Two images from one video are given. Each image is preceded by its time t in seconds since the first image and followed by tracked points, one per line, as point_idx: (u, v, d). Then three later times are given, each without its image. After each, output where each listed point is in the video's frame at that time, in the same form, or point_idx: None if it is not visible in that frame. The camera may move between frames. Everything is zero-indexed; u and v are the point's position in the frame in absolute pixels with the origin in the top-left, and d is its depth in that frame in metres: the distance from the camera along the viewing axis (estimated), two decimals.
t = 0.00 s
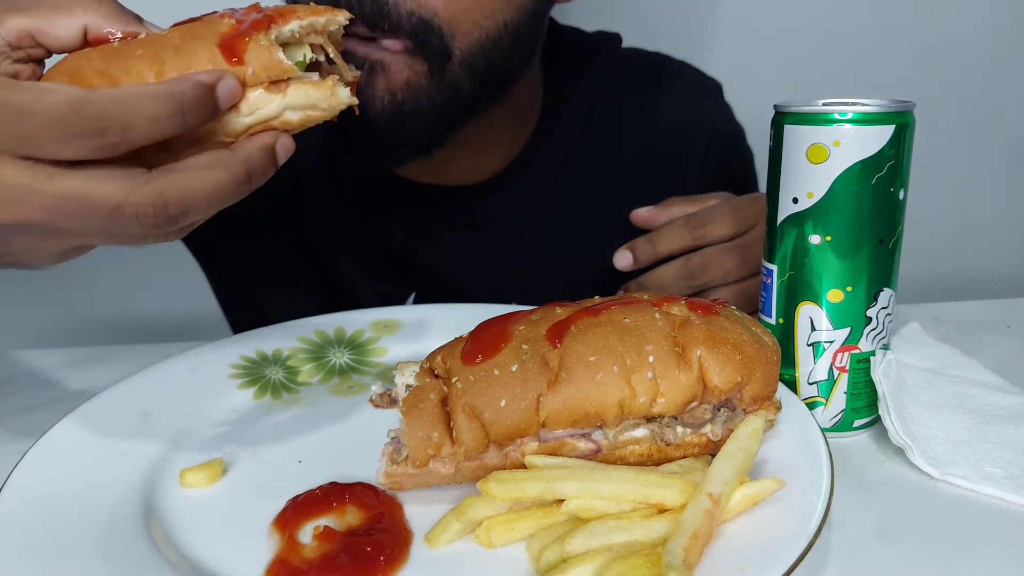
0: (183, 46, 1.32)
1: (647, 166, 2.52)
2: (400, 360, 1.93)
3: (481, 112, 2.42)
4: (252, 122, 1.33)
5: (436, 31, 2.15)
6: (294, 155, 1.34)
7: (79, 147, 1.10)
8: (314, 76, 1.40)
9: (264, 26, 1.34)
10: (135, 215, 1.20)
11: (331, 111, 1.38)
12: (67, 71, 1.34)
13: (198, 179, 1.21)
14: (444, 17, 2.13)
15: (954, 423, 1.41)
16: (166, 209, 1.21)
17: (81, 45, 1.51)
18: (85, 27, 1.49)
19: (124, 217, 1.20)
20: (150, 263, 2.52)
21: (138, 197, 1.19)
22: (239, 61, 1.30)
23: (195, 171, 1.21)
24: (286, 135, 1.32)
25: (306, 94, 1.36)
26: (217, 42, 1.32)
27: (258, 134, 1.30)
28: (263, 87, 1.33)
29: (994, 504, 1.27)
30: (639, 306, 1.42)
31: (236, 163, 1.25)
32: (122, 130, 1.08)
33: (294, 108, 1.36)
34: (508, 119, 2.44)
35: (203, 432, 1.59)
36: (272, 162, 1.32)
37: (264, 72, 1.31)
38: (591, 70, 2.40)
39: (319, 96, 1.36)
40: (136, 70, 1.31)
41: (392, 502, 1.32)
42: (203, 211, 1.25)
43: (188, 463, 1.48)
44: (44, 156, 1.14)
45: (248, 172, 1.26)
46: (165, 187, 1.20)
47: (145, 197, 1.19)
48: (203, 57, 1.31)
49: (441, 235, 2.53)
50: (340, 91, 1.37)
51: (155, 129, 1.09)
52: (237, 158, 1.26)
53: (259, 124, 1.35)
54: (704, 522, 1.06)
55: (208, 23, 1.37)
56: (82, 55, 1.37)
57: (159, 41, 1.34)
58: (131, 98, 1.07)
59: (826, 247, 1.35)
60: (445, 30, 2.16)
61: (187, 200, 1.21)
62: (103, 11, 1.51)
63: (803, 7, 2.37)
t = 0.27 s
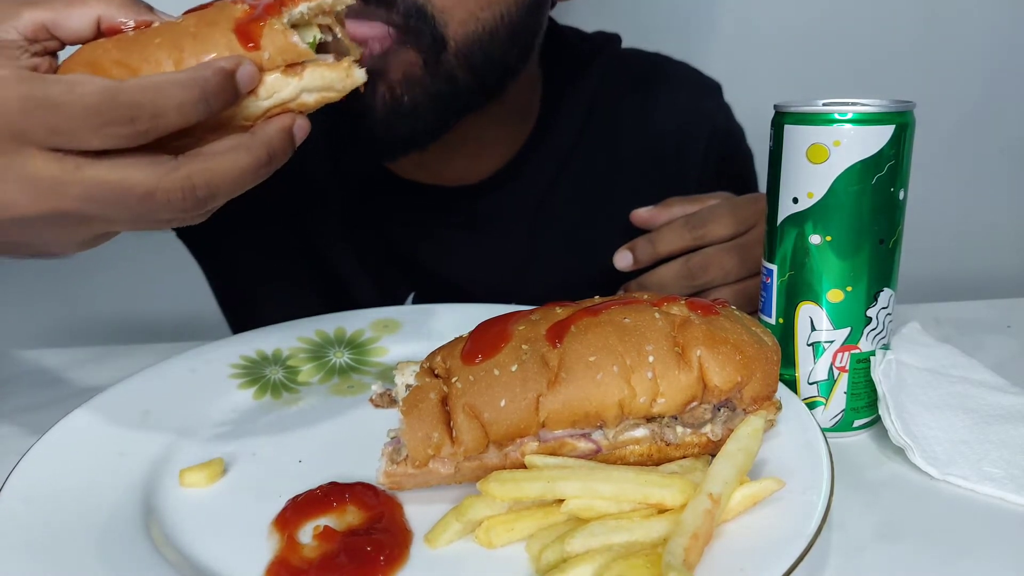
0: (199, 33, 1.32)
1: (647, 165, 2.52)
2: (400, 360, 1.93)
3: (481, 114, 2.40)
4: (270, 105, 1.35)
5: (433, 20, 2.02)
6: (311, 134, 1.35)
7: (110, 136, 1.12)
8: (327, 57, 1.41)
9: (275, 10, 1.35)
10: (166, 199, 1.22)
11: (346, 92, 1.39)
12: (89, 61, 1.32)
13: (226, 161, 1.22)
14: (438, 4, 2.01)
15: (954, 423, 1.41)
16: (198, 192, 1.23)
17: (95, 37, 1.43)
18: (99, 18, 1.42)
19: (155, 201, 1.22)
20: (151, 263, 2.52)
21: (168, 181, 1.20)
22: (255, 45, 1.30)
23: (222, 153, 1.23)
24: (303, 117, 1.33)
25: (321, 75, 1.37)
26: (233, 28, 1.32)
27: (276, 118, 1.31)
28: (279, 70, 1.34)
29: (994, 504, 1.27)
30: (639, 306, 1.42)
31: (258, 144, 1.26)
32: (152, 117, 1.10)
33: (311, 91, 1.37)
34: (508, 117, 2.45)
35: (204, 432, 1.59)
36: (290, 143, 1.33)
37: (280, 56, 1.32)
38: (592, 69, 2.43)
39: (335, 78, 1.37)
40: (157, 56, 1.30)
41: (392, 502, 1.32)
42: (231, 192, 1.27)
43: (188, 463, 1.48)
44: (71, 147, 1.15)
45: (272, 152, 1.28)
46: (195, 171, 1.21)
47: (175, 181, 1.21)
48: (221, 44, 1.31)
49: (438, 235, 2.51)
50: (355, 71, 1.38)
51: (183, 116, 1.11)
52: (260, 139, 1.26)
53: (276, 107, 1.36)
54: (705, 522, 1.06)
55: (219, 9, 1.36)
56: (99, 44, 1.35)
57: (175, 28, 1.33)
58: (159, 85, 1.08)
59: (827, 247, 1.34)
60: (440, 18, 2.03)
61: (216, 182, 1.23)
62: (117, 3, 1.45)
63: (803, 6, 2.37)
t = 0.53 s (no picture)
0: (266, 47, 1.39)
1: (647, 166, 2.52)
2: (400, 360, 1.93)
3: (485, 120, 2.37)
4: (331, 108, 1.46)
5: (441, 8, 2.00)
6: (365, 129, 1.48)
7: (213, 147, 1.26)
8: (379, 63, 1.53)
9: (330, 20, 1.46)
10: (258, 198, 1.39)
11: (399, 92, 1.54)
12: (161, 73, 1.36)
13: (305, 159, 1.39)
14: None
15: (954, 423, 1.41)
16: (284, 189, 1.40)
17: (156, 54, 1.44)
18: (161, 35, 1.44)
19: (249, 201, 1.38)
20: (151, 263, 2.52)
21: (261, 181, 1.36)
22: (318, 57, 1.41)
23: (301, 152, 1.39)
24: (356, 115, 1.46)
25: (377, 80, 1.50)
26: (293, 38, 1.41)
27: (337, 118, 1.44)
28: (338, 77, 1.45)
29: (994, 503, 1.27)
30: (639, 306, 1.42)
31: (328, 142, 1.41)
32: (251, 127, 1.25)
33: (367, 94, 1.49)
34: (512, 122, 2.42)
35: (204, 432, 1.59)
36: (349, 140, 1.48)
37: (341, 66, 1.44)
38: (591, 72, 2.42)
39: (390, 81, 1.51)
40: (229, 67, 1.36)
41: (392, 502, 1.32)
42: (310, 184, 1.44)
43: (188, 463, 1.48)
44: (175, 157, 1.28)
45: (341, 147, 1.44)
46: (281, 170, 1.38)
47: (267, 182, 1.37)
48: (287, 56, 1.39)
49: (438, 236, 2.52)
50: (407, 76, 1.53)
51: (276, 123, 1.26)
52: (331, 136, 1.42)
53: (336, 110, 1.48)
54: (705, 522, 1.06)
55: (279, 22, 1.44)
56: (168, 60, 1.39)
57: (243, 41, 1.40)
58: (256, 96, 1.22)
59: (826, 247, 1.34)
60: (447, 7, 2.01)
61: (300, 178, 1.40)
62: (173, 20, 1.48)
63: (803, 6, 2.37)
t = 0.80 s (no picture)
0: (307, 45, 1.42)
1: (647, 166, 2.51)
2: (400, 360, 1.93)
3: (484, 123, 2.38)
4: (362, 105, 1.51)
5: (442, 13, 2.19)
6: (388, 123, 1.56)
7: (277, 136, 1.32)
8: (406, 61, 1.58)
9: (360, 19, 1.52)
10: (307, 186, 1.45)
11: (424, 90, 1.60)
12: (210, 70, 1.36)
13: (348, 149, 1.47)
14: None
15: (954, 423, 1.41)
16: (332, 177, 1.47)
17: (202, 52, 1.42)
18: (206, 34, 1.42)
19: (299, 188, 1.44)
20: (150, 263, 2.51)
21: (310, 170, 1.43)
22: (355, 56, 1.46)
23: (344, 143, 1.46)
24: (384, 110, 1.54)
25: (406, 77, 1.54)
26: (331, 38, 1.45)
27: (369, 114, 1.51)
28: (371, 74, 1.50)
29: (994, 503, 1.27)
30: (639, 306, 1.42)
31: (365, 133, 1.50)
32: (309, 118, 1.32)
33: (397, 91, 1.55)
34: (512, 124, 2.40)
35: (204, 432, 1.60)
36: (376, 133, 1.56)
37: (375, 63, 1.50)
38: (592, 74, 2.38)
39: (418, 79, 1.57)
40: (272, 64, 1.38)
41: (392, 502, 1.32)
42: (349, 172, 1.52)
43: (188, 463, 1.48)
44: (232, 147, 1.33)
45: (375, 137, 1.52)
46: (329, 159, 1.45)
47: (315, 171, 1.44)
48: (330, 53, 1.43)
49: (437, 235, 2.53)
50: (433, 74, 1.59)
51: (329, 112, 1.34)
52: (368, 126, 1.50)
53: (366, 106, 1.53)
54: (704, 523, 1.06)
55: (313, 22, 1.48)
56: (208, 57, 1.38)
57: (281, 40, 1.42)
58: (315, 88, 1.30)
59: (826, 247, 1.35)
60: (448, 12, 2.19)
61: (342, 166, 1.47)
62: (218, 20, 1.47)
63: (803, 6, 2.37)
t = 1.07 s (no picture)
0: (321, 38, 1.42)
1: (648, 167, 2.51)
2: (400, 360, 1.93)
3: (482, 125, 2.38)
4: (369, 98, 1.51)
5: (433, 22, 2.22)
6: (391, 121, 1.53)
7: (290, 118, 1.29)
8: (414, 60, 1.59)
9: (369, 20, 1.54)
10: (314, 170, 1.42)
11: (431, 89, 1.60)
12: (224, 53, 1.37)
13: (357, 138, 1.45)
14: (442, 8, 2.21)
15: (954, 423, 1.41)
16: (341, 163, 1.45)
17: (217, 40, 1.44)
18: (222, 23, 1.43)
19: (306, 170, 1.42)
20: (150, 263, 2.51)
21: (319, 154, 1.40)
22: (366, 49, 1.48)
23: (353, 132, 1.44)
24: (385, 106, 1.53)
25: (414, 74, 1.54)
26: (344, 32, 1.47)
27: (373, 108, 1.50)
28: (381, 69, 1.51)
29: (995, 504, 1.27)
30: (639, 306, 1.42)
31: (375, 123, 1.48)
32: (322, 103, 1.29)
33: (404, 87, 1.54)
34: (512, 125, 2.40)
35: (204, 432, 1.59)
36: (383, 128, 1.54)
37: (385, 58, 1.51)
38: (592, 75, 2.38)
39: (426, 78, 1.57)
40: (286, 54, 1.38)
41: (392, 502, 1.32)
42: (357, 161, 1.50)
43: (188, 463, 1.48)
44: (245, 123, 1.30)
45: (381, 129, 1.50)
46: (339, 145, 1.42)
47: (324, 156, 1.41)
48: (343, 46, 1.44)
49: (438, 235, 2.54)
50: (442, 74, 1.60)
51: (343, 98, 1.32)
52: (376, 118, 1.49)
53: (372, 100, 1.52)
54: (705, 523, 1.06)
55: (325, 19, 1.49)
56: (222, 44, 1.39)
57: (296, 32, 1.43)
58: (330, 73, 1.28)
59: (826, 247, 1.34)
60: (440, 21, 2.22)
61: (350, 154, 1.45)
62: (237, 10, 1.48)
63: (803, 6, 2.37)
